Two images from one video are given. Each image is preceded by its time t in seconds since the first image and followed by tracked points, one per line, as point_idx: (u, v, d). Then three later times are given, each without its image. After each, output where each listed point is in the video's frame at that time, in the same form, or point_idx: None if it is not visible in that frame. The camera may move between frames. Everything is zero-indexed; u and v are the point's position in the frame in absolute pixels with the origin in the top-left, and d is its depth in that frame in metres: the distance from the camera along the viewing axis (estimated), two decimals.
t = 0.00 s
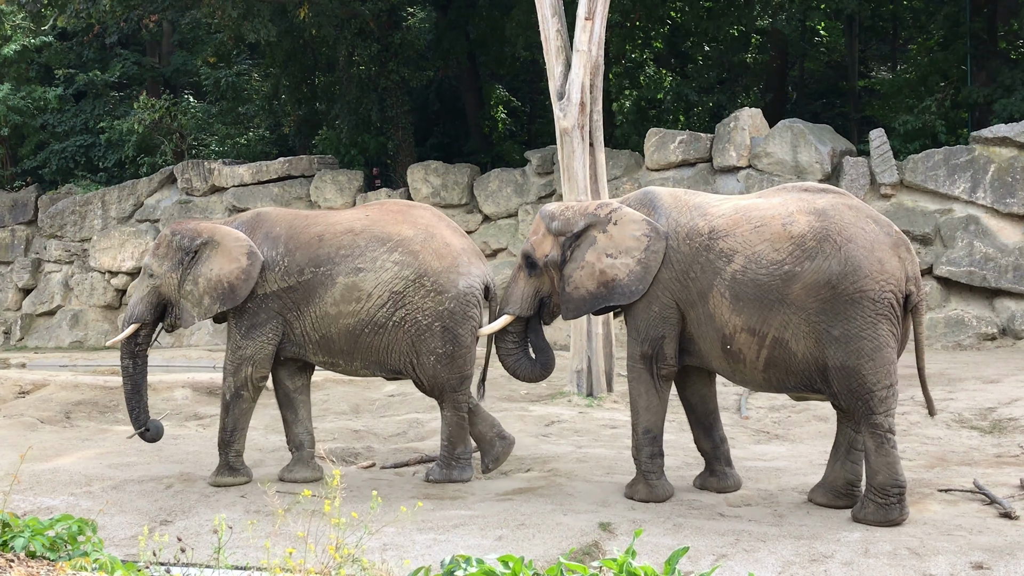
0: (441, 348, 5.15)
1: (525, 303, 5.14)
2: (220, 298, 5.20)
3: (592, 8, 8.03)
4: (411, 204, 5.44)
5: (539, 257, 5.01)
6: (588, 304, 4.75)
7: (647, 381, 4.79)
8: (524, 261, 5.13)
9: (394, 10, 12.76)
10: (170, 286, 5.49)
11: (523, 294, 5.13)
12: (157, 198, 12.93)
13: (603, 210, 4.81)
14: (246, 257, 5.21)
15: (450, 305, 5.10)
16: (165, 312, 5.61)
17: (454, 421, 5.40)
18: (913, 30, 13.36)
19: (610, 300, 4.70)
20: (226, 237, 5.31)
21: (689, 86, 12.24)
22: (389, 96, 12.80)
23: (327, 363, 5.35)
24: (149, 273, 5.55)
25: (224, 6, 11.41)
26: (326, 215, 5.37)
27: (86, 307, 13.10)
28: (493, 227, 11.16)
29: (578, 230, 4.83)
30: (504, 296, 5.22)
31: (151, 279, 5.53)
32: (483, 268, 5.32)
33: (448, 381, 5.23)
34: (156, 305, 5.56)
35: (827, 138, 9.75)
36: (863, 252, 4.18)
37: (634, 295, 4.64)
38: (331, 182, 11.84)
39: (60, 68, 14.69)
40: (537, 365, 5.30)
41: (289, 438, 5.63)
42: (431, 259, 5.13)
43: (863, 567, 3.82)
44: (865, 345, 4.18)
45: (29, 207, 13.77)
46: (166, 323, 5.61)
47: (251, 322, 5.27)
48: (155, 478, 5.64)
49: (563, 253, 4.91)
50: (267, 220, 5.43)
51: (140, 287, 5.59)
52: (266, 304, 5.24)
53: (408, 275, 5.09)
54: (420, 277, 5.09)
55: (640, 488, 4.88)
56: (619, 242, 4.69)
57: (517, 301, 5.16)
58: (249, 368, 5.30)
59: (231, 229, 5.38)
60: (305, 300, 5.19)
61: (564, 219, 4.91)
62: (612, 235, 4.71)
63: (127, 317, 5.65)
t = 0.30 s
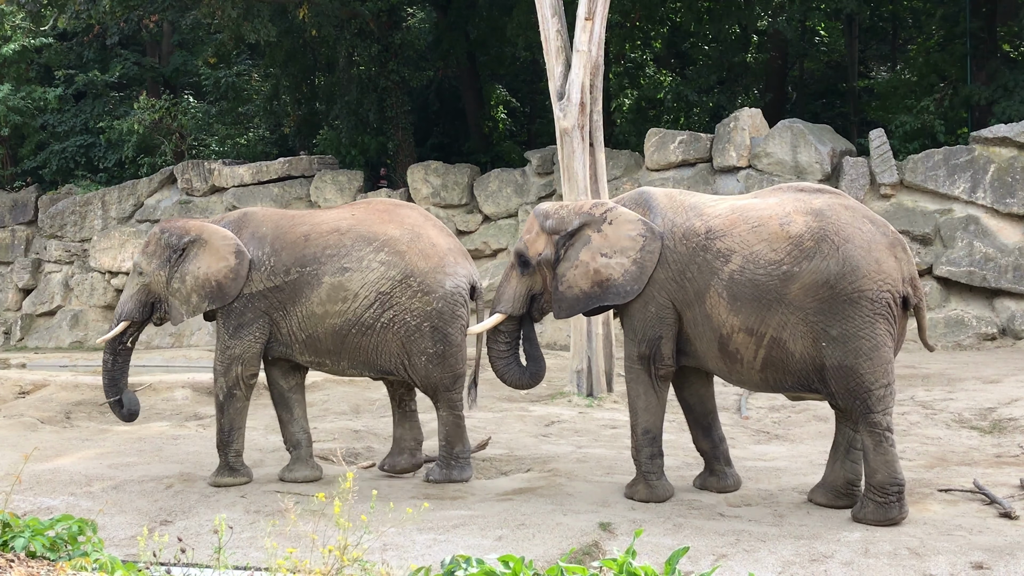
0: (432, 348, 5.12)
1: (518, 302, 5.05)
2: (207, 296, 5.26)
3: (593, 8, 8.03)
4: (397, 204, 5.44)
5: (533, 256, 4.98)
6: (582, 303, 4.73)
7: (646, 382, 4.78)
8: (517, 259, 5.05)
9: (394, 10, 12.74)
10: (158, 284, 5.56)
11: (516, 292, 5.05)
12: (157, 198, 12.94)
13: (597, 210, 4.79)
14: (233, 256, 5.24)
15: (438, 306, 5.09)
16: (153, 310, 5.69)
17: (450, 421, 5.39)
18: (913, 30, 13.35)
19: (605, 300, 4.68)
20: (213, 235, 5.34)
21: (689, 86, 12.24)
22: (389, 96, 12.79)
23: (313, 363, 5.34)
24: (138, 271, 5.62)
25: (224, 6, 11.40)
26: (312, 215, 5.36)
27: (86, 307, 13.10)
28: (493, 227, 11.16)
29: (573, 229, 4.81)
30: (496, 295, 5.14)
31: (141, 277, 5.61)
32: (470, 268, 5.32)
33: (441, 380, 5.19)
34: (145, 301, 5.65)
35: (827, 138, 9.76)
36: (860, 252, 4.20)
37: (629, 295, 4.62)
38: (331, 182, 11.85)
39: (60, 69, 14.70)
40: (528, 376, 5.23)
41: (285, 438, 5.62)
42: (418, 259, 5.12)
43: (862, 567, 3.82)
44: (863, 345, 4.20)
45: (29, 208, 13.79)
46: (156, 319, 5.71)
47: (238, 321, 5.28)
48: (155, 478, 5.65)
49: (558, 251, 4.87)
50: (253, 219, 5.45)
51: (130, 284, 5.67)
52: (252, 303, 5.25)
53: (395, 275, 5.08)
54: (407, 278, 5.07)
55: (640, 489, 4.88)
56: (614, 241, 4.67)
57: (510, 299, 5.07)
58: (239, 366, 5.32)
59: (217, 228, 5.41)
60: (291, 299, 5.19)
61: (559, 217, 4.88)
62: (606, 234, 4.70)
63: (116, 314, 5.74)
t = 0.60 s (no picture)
0: (422, 348, 5.11)
1: (512, 302, 5.04)
2: (189, 296, 5.26)
3: (594, 8, 8.04)
4: (385, 204, 5.43)
5: (528, 255, 4.95)
6: (577, 303, 4.74)
7: (645, 382, 4.77)
8: (512, 259, 5.05)
9: (395, 10, 12.75)
10: (144, 283, 5.58)
11: (510, 293, 5.04)
12: (158, 198, 12.94)
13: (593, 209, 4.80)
14: (214, 256, 5.24)
15: (425, 306, 5.08)
16: (141, 308, 5.72)
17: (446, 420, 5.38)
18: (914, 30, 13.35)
19: (600, 300, 4.68)
20: (196, 235, 5.35)
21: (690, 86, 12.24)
22: (390, 96, 12.79)
23: (300, 364, 5.35)
24: (126, 269, 5.66)
25: (225, 7, 11.41)
26: (299, 216, 5.37)
27: (86, 307, 13.10)
28: (494, 227, 11.13)
29: (568, 228, 4.81)
30: (490, 295, 5.13)
31: (128, 276, 5.64)
32: (456, 269, 5.31)
33: (433, 379, 5.19)
34: (132, 300, 5.68)
35: (827, 138, 9.76)
36: (859, 252, 4.22)
37: (626, 294, 4.61)
38: (332, 182, 11.85)
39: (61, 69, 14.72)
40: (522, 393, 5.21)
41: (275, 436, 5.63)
42: (404, 260, 5.11)
43: (864, 567, 3.82)
44: (862, 344, 4.20)
45: (30, 208, 13.79)
46: (145, 318, 5.75)
47: (228, 322, 5.29)
48: (156, 478, 5.65)
49: (553, 250, 4.87)
50: (240, 220, 5.45)
51: (119, 283, 5.70)
52: (240, 303, 5.26)
53: (382, 276, 5.07)
54: (394, 278, 5.07)
55: (641, 489, 4.89)
56: (611, 240, 4.68)
57: (503, 299, 5.06)
58: (232, 366, 5.33)
59: (202, 227, 5.42)
60: (278, 300, 5.20)
61: (554, 216, 4.88)
62: (603, 233, 4.71)
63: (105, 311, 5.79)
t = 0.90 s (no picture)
0: (416, 348, 5.13)
1: (509, 305, 5.04)
2: (170, 297, 5.22)
3: (596, 8, 8.04)
4: (374, 204, 5.44)
5: (526, 256, 4.96)
6: (576, 303, 4.74)
7: (646, 383, 4.76)
8: (508, 261, 5.05)
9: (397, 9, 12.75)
10: (132, 283, 5.57)
11: (507, 295, 5.03)
12: (160, 198, 12.96)
13: (592, 208, 4.81)
14: (198, 258, 5.23)
15: (415, 306, 5.10)
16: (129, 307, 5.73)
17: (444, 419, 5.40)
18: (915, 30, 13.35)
19: (601, 300, 4.68)
20: (182, 237, 5.34)
21: (692, 85, 12.23)
22: (392, 96, 12.80)
23: (292, 364, 5.37)
24: (116, 269, 5.68)
25: (227, 6, 11.42)
26: (288, 217, 5.37)
27: (89, 307, 13.11)
28: (496, 227, 11.11)
29: (567, 228, 4.82)
30: (487, 298, 5.12)
31: (117, 275, 5.65)
32: (446, 268, 5.34)
33: (429, 378, 5.21)
34: (120, 298, 5.69)
35: (830, 138, 9.76)
36: (859, 251, 4.22)
37: (626, 294, 4.61)
38: (335, 182, 11.86)
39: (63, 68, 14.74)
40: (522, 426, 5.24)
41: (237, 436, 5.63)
42: (394, 260, 5.13)
43: (867, 567, 3.82)
44: (863, 343, 4.20)
45: (33, 208, 13.80)
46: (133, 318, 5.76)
47: (221, 322, 5.29)
48: (158, 478, 5.65)
49: (552, 251, 4.87)
50: (229, 221, 5.44)
51: (108, 281, 5.72)
52: (231, 304, 5.26)
53: (371, 277, 5.10)
54: (383, 279, 5.09)
55: (644, 489, 4.89)
56: (611, 240, 4.68)
57: (501, 301, 5.05)
58: (229, 365, 5.32)
59: (189, 229, 5.41)
60: (268, 301, 5.21)
61: (552, 216, 4.89)
62: (603, 233, 4.72)
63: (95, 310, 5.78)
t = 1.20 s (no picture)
0: (406, 347, 5.18)
1: (511, 307, 5.04)
2: (168, 300, 5.25)
3: (601, 8, 8.02)
4: (361, 205, 5.48)
5: (527, 259, 4.97)
6: (579, 305, 4.74)
7: (649, 384, 4.76)
8: (509, 264, 5.07)
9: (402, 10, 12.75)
10: (128, 283, 5.60)
11: (509, 298, 5.04)
12: (166, 199, 12.99)
13: (594, 210, 4.81)
14: (194, 262, 5.24)
15: (404, 306, 5.14)
16: (122, 307, 5.75)
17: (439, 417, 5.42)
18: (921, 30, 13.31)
19: (604, 300, 4.67)
20: (177, 240, 5.34)
21: (697, 85, 12.23)
22: (397, 96, 12.83)
23: (283, 364, 5.39)
24: (108, 268, 5.68)
25: (232, 7, 11.43)
26: (276, 219, 5.38)
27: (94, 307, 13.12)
28: (501, 227, 11.10)
29: (568, 230, 4.83)
30: (488, 301, 5.13)
31: (111, 275, 5.66)
32: (433, 269, 5.38)
33: (420, 378, 5.26)
34: (113, 297, 5.71)
35: (835, 138, 9.76)
36: (862, 252, 4.21)
37: (630, 294, 4.61)
38: (340, 183, 11.89)
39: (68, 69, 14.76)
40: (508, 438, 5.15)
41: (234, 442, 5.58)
42: (381, 261, 5.17)
43: (873, 568, 3.82)
44: (866, 343, 4.20)
45: (38, 208, 13.83)
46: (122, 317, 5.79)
47: (214, 323, 5.28)
48: (163, 478, 5.65)
49: (553, 253, 4.88)
50: (219, 224, 5.45)
51: (100, 281, 5.72)
52: (223, 306, 5.26)
53: (360, 278, 5.13)
54: (372, 280, 5.13)
55: (649, 490, 4.88)
56: (613, 240, 4.68)
57: (502, 304, 5.06)
58: (226, 365, 5.31)
59: (183, 232, 5.42)
60: (258, 303, 5.21)
61: (552, 218, 4.91)
62: (604, 234, 4.71)
63: (87, 310, 5.80)
